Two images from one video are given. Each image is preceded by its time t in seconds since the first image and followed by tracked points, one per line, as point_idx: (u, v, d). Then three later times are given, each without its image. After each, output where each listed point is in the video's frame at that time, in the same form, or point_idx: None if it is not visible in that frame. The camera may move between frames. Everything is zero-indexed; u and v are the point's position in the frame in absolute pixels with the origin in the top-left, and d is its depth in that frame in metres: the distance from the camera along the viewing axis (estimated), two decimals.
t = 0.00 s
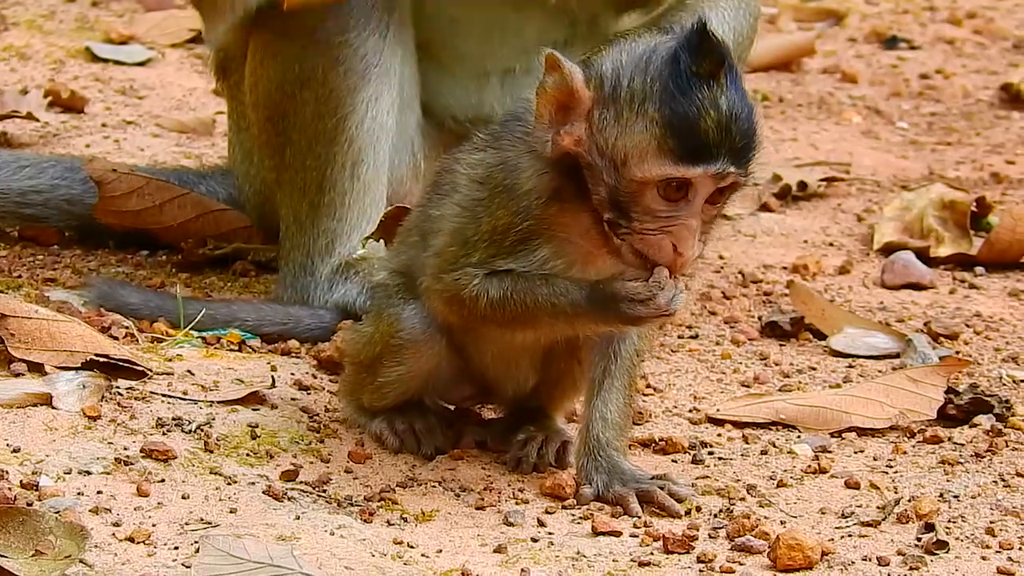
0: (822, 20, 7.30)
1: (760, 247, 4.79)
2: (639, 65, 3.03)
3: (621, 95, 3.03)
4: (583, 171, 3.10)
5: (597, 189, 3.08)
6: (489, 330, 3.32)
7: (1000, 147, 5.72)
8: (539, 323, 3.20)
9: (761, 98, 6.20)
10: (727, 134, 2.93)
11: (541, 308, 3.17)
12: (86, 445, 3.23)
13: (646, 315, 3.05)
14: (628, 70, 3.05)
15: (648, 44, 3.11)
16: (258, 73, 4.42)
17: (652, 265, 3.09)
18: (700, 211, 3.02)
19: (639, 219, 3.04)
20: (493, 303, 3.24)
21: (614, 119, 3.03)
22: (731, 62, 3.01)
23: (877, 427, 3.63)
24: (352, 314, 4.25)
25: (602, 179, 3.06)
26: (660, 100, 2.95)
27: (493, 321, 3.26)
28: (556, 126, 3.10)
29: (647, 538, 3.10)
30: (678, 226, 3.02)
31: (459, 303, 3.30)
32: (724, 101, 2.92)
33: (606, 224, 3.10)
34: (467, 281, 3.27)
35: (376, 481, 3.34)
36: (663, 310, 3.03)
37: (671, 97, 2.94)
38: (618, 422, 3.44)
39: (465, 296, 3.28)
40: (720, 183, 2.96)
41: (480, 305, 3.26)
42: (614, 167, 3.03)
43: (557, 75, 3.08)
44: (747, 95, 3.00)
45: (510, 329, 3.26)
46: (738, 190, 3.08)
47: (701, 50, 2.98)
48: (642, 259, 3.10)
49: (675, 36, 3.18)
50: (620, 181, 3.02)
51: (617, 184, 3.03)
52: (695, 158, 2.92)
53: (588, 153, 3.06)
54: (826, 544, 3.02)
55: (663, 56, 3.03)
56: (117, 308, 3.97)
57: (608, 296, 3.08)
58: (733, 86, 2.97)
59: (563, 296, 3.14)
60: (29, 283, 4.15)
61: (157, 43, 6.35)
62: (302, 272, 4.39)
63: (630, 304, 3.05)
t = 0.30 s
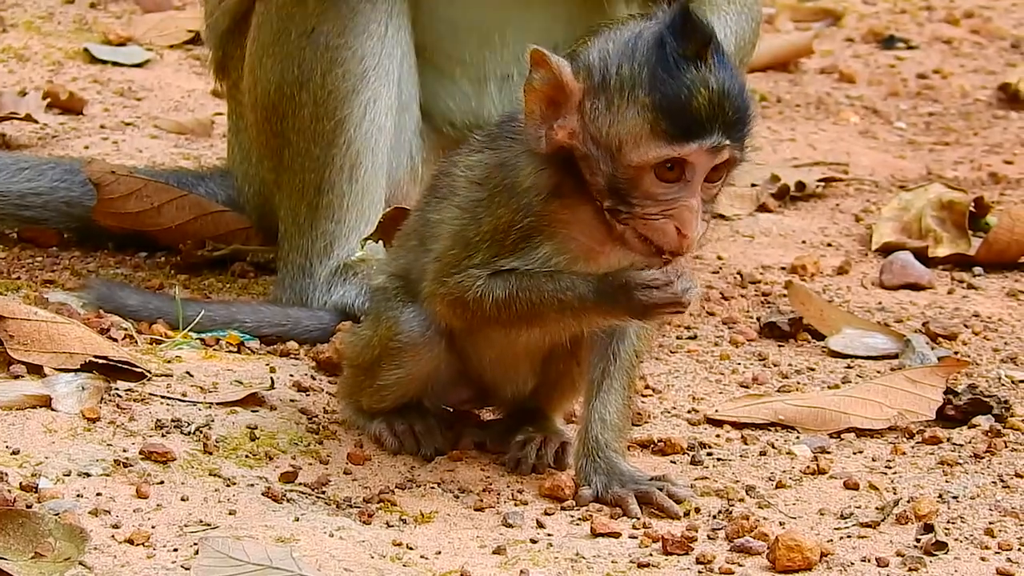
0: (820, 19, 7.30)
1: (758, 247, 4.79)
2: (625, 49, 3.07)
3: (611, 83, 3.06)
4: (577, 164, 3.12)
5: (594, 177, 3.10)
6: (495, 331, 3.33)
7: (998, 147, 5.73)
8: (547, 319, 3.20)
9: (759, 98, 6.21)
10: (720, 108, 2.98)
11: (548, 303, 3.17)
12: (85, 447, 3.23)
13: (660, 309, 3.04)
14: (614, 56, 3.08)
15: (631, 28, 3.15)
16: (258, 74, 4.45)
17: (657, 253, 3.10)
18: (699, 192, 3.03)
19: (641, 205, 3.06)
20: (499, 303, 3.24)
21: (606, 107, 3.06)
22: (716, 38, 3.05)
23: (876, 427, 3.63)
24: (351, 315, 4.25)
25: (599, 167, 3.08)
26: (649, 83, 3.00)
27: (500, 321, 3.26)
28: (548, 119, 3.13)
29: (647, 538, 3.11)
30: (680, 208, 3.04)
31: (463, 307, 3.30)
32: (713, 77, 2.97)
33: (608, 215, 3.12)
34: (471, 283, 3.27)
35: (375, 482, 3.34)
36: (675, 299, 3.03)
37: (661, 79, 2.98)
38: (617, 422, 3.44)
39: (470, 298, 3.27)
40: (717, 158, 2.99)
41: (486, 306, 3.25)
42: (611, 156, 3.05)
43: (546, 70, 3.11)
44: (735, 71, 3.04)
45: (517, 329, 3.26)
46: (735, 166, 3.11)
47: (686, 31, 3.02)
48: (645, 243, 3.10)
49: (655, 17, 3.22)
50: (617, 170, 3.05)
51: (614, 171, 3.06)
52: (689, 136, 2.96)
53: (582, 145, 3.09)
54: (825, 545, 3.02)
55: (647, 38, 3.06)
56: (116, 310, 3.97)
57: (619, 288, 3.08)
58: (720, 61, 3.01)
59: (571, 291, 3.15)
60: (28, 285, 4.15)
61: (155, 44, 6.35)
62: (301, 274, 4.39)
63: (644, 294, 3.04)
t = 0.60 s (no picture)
0: (819, 21, 7.30)
1: (757, 250, 4.79)
2: (614, 47, 3.10)
3: (603, 82, 3.09)
4: (576, 166, 3.15)
5: (595, 176, 3.13)
6: (501, 339, 3.32)
7: (997, 149, 5.73)
8: (552, 318, 3.20)
9: (758, 100, 6.20)
10: (713, 96, 3.01)
11: (553, 301, 3.16)
12: (84, 449, 3.23)
13: (660, 298, 3.02)
14: (604, 55, 3.11)
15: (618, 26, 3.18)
16: (257, 77, 4.46)
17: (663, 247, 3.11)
18: (699, 183, 3.06)
19: (643, 201, 3.08)
20: (504, 305, 3.23)
21: (600, 107, 3.09)
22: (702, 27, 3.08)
23: (874, 430, 3.63)
24: (349, 318, 4.24)
25: (598, 166, 3.11)
26: (641, 79, 3.03)
27: (506, 325, 3.26)
28: (544, 122, 3.15)
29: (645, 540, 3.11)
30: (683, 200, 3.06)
31: (469, 312, 3.29)
32: (703, 67, 3.00)
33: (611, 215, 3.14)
34: (476, 287, 3.27)
35: (373, 485, 3.34)
36: (672, 285, 3.01)
37: (652, 75, 3.01)
38: (617, 426, 3.44)
39: (476, 303, 3.27)
40: (714, 147, 3.02)
41: (492, 308, 3.25)
42: (610, 155, 3.08)
43: (539, 75, 3.14)
44: (725, 58, 3.07)
45: (523, 332, 3.25)
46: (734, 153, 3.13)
47: (672, 23, 3.04)
48: (650, 239, 3.12)
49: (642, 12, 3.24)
50: (616, 168, 3.08)
51: (612, 169, 3.09)
52: (684, 127, 3.00)
53: (580, 146, 3.12)
54: (823, 548, 3.02)
55: (635, 34, 3.09)
56: (115, 312, 3.97)
57: (619, 279, 3.07)
58: (709, 50, 3.04)
59: (573, 286, 3.14)
60: (27, 287, 4.15)
61: (155, 46, 6.35)
62: (301, 277, 4.39)
63: (642, 280, 3.02)
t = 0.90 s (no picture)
0: (817, 27, 7.31)
1: (756, 255, 4.79)
2: (604, 43, 3.10)
3: (595, 78, 3.10)
4: (573, 164, 3.15)
5: (591, 173, 3.13)
6: (508, 343, 3.31)
7: (995, 155, 5.73)
8: (554, 315, 3.19)
9: (756, 105, 6.21)
10: (705, 86, 3.01)
11: (554, 295, 3.16)
12: (83, 455, 3.23)
13: (655, 285, 3.01)
14: (595, 51, 3.12)
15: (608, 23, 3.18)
16: (256, 82, 4.46)
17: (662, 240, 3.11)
18: (695, 175, 3.06)
19: (640, 195, 3.08)
20: (506, 303, 3.23)
21: (593, 103, 3.09)
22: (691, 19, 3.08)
23: (873, 436, 3.64)
24: (348, 323, 4.25)
25: (593, 162, 3.12)
26: (632, 73, 3.03)
27: (509, 324, 3.25)
28: (539, 121, 3.16)
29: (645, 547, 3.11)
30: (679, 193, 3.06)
31: (475, 313, 3.30)
32: (693, 57, 3.00)
33: (612, 211, 3.14)
34: (481, 287, 3.27)
35: (373, 491, 3.34)
36: (665, 272, 2.99)
37: (643, 68, 3.02)
38: (618, 432, 3.44)
39: (481, 303, 3.27)
40: (709, 139, 3.02)
41: (496, 308, 3.25)
42: (604, 152, 3.08)
43: (530, 75, 3.14)
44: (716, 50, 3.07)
45: (526, 331, 3.25)
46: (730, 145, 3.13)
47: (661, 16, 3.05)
48: (647, 233, 3.12)
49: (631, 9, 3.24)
50: (611, 162, 3.08)
51: (608, 165, 3.09)
52: (677, 118, 3.00)
53: (575, 145, 3.12)
54: (823, 554, 3.03)
55: (624, 29, 3.10)
56: (114, 318, 3.98)
57: (614, 270, 3.06)
58: (700, 42, 3.04)
59: (571, 280, 3.14)
60: (26, 293, 4.15)
61: (153, 52, 6.35)
62: (300, 282, 4.39)
63: (635, 270, 3.02)
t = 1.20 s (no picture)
0: (817, 34, 7.31)
1: (755, 263, 4.79)
2: (599, 45, 3.11)
3: (592, 81, 3.10)
4: (571, 170, 3.16)
5: (591, 179, 3.13)
6: (512, 353, 3.31)
7: (994, 163, 5.74)
8: (560, 320, 3.19)
9: (756, 113, 6.22)
10: (703, 85, 3.03)
11: (560, 301, 3.15)
12: (83, 462, 3.23)
13: (666, 282, 2.99)
14: (590, 55, 3.12)
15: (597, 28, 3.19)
16: (255, 90, 4.47)
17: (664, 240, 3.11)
18: (697, 174, 3.07)
19: (642, 196, 3.09)
20: (511, 312, 3.23)
21: (592, 106, 3.10)
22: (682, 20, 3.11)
23: (872, 444, 3.64)
24: (347, 331, 4.25)
25: (592, 167, 3.12)
26: (631, 74, 3.05)
27: (513, 335, 3.25)
28: (536, 128, 3.16)
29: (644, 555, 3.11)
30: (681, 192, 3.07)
31: (477, 327, 3.30)
32: (689, 56, 3.03)
33: (613, 213, 3.14)
34: (482, 299, 3.27)
35: (372, 498, 3.34)
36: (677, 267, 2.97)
37: (641, 68, 3.04)
38: (615, 439, 3.44)
39: (484, 315, 3.27)
40: (709, 138, 3.04)
41: (500, 320, 3.25)
42: (604, 156, 3.09)
43: (524, 83, 3.13)
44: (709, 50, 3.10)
45: (530, 339, 3.25)
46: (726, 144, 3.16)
47: (654, 17, 3.08)
48: (649, 233, 3.13)
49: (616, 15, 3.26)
50: (612, 165, 3.09)
51: (609, 167, 3.10)
52: (678, 117, 3.02)
53: (573, 150, 3.13)
54: (822, 562, 3.03)
55: (617, 31, 3.11)
56: (114, 325, 3.98)
57: (623, 267, 3.05)
58: (693, 42, 3.07)
59: (578, 280, 3.13)
60: (26, 300, 4.16)
61: (154, 58, 6.35)
62: (299, 289, 4.39)
63: (647, 266, 3.00)
